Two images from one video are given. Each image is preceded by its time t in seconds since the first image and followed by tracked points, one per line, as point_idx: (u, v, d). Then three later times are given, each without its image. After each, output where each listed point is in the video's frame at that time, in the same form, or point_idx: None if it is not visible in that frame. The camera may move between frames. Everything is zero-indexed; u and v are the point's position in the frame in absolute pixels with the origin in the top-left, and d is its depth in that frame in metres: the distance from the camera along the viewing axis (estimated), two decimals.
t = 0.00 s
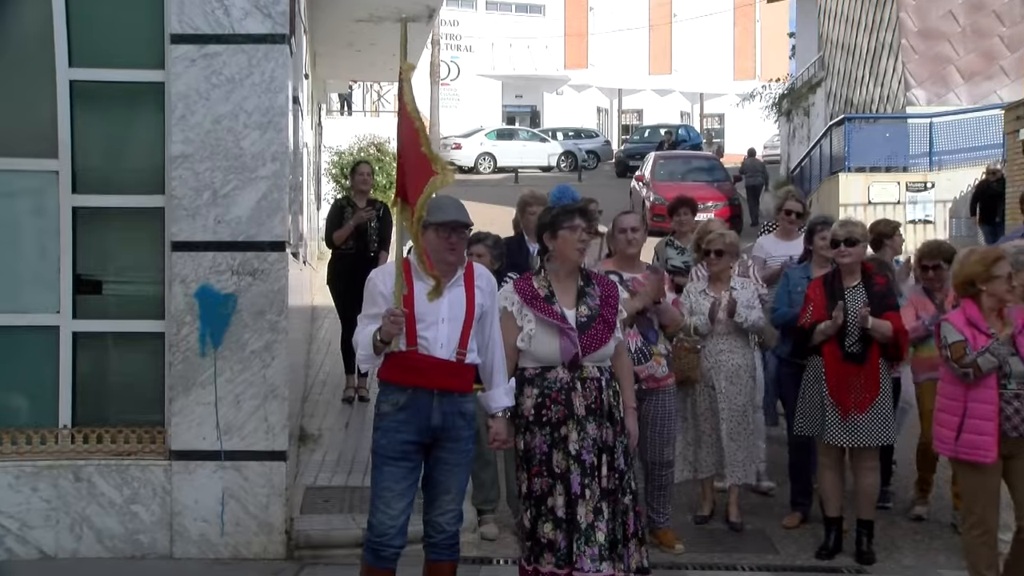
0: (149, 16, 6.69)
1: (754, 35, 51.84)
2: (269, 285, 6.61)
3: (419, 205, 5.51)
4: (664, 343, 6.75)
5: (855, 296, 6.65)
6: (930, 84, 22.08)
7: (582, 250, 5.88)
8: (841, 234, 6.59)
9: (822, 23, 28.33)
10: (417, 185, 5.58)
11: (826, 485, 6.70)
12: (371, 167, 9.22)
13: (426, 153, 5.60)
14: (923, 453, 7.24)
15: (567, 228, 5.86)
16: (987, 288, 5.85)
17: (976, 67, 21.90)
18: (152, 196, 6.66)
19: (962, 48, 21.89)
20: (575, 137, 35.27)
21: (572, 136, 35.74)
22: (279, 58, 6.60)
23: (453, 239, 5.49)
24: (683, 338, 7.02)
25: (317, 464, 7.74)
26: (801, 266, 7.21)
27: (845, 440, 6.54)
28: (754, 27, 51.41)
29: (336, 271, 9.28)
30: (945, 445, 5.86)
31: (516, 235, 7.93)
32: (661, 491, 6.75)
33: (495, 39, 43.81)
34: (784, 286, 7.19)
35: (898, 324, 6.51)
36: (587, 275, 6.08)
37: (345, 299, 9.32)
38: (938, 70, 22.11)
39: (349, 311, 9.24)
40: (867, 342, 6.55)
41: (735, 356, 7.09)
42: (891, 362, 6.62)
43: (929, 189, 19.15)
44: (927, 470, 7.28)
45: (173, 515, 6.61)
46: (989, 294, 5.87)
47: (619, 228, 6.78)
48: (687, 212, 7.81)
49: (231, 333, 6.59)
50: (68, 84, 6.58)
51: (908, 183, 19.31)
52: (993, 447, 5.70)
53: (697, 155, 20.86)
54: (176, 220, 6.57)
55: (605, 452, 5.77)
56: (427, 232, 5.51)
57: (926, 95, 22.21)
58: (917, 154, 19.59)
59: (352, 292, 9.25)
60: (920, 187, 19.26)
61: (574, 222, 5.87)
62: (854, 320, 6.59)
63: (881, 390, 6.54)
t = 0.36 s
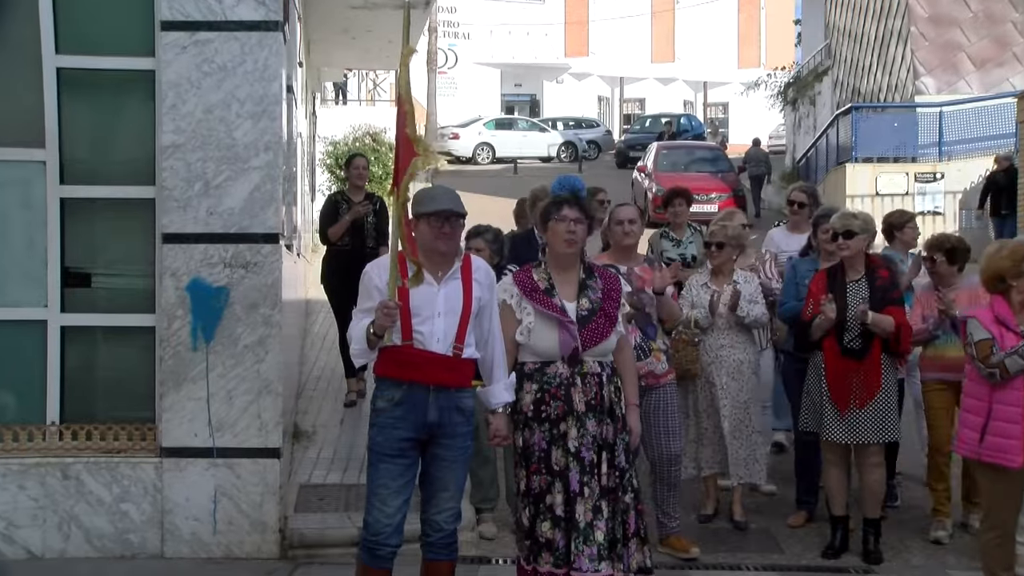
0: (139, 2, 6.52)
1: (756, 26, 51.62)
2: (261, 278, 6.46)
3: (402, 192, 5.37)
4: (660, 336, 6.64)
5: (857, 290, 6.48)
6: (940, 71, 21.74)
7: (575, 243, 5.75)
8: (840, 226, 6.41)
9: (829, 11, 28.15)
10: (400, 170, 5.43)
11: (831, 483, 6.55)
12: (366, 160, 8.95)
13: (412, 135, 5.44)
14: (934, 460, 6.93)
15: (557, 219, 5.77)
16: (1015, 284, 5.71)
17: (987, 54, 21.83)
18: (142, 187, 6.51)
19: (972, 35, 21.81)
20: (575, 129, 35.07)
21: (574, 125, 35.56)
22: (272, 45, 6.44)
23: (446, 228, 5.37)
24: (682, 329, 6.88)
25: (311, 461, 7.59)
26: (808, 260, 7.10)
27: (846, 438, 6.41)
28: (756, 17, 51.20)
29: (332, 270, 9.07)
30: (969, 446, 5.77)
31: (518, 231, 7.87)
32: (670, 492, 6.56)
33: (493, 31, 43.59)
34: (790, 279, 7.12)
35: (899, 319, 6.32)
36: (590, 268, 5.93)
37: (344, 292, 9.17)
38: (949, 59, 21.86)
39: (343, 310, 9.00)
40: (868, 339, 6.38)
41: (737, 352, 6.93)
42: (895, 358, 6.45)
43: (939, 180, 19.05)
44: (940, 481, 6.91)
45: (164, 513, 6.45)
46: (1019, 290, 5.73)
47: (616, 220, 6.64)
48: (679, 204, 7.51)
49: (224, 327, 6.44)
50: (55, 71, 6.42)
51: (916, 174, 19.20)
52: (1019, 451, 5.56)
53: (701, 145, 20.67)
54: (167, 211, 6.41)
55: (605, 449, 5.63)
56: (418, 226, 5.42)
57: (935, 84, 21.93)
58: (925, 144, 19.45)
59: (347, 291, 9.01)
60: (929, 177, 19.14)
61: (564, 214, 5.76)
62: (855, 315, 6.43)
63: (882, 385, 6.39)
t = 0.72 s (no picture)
0: None
1: (758, 18, 51.46)
2: (253, 273, 6.31)
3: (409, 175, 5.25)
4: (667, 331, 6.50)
5: (854, 286, 6.34)
6: (949, 61, 21.92)
7: (575, 236, 5.59)
8: (835, 220, 6.27)
9: None
10: (402, 156, 5.29)
11: (836, 482, 6.41)
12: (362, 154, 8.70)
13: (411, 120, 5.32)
14: (944, 462, 6.79)
15: (556, 211, 5.60)
16: None
17: (1000, 41, 21.79)
18: (131, 179, 6.35)
19: (984, 22, 21.80)
20: (574, 120, 34.87)
21: (573, 116, 35.40)
22: (264, 34, 6.28)
23: (442, 221, 5.18)
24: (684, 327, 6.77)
25: (305, 459, 7.44)
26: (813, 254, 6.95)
27: (848, 436, 6.27)
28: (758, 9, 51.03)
29: (327, 266, 8.86)
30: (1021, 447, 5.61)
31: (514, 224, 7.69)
32: (672, 492, 6.41)
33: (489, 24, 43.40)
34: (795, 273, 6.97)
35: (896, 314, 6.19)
36: (591, 262, 5.78)
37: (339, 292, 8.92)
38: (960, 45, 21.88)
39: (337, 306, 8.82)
40: (865, 336, 6.22)
41: (742, 347, 6.79)
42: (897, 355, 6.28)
43: (949, 172, 18.86)
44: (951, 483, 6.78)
45: (154, 513, 6.30)
46: None
47: (618, 213, 6.48)
48: (691, 199, 7.37)
49: (215, 323, 6.29)
50: (40, 60, 6.25)
51: (926, 164, 18.98)
52: None
53: (705, 136, 20.50)
54: (156, 203, 6.25)
55: (606, 447, 5.48)
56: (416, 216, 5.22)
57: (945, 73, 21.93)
58: (933, 135, 19.35)
59: (342, 287, 8.81)
60: (938, 169, 18.92)
61: (564, 206, 5.60)
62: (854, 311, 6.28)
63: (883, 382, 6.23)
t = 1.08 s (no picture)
0: None
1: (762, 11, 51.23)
2: (247, 268, 6.16)
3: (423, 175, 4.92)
4: (672, 328, 6.38)
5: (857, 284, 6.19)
6: (961, 51, 21.53)
7: (574, 230, 5.44)
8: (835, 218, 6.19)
9: None
10: (421, 152, 4.99)
11: (844, 485, 6.26)
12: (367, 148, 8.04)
13: (434, 115, 5.00)
14: (970, 469, 6.60)
15: (556, 207, 5.45)
16: None
17: (1013, 31, 21.58)
18: (122, 172, 6.19)
19: (999, 10, 21.59)
20: (576, 111, 34.62)
21: (575, 108, 35.21)
22: (258, 23, 6.14)
23: (457, 219, 5.08)
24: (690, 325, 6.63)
25: (300, 460, 7.28)
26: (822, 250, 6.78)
27: (856, 438, 6.13)
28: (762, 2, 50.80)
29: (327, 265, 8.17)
30: None
31: (513, 220, 7.53)
32: (676, 494, 6.26)
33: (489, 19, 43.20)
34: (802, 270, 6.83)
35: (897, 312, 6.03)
36: (593, 258, 5.62)
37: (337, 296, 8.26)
38: (972, 34, 21.63)
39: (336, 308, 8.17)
40: (868, 335, 6.08)
41: (749, 345, 6.69)
42: (904, 356, 6.10)
43: (961, 166, 18.53)
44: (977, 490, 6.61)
45: (145, 515, 6.15)
46: None
47: (621, 209, 6.33)
48: (706, 193, 7.30)
49: (208, 320, 6.14)
50: (29, 49, 6.10)
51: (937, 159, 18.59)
52: None
53: (711, 128, 20.27)
54: (148, 197, 6.10)
55: (608, 448, 5.33)
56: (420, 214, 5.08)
57: (955, 62, 21.70)
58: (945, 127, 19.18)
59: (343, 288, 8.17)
60: (950, 163, 18.58)
61: (564, 201, 5.44)
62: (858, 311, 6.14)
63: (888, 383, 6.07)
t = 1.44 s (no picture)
0: None
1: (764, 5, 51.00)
2: (239, 264, 6.02)
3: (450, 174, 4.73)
4: (671, 327, 6.23)
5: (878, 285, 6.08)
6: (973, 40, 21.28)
7: (571, 226, 5.30)
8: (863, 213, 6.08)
9: None
10: (444, 149, 4.79)
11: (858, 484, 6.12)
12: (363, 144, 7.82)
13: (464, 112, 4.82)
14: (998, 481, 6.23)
15: (553, 201, 5.31)
16: None
17: None
18: (110, 165, 6.05)
19: None
20: (579, 103, 34.38)
21: (575, 100, 34.97)
22: (251, 13, 6.00)
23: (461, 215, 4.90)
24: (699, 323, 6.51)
25: (294, 460, 7.14)
26: (827, 245, 6.63)
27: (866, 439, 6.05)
28: None
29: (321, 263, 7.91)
30: None
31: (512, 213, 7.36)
32: (679, 496, 6.12)
33: (488, 14, 43.00)
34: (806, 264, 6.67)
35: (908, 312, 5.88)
36: (593, 252, 5.49)
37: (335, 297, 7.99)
38: (982, 23, 21.30)
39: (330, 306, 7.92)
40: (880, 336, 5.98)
41: (755, 342, 6.54)
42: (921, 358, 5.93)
43: (971, 160, 18.31)
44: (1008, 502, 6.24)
45: (135, 517, 6.00)
46: None
47: (620, 203, 6.18)
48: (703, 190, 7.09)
49: (200, 317, 6.00)
50: (14, 39, 5.94)
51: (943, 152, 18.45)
52: None
53: (715, 121, 20.08)
54: (138, 190, 5.95)
55: (607, 449, 5.21)
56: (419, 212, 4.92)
57: (966, 53, 21.42)
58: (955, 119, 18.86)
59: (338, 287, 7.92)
60: (960, 156, 18.38)
61: (561, 195, 5.30)
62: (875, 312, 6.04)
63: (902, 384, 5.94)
